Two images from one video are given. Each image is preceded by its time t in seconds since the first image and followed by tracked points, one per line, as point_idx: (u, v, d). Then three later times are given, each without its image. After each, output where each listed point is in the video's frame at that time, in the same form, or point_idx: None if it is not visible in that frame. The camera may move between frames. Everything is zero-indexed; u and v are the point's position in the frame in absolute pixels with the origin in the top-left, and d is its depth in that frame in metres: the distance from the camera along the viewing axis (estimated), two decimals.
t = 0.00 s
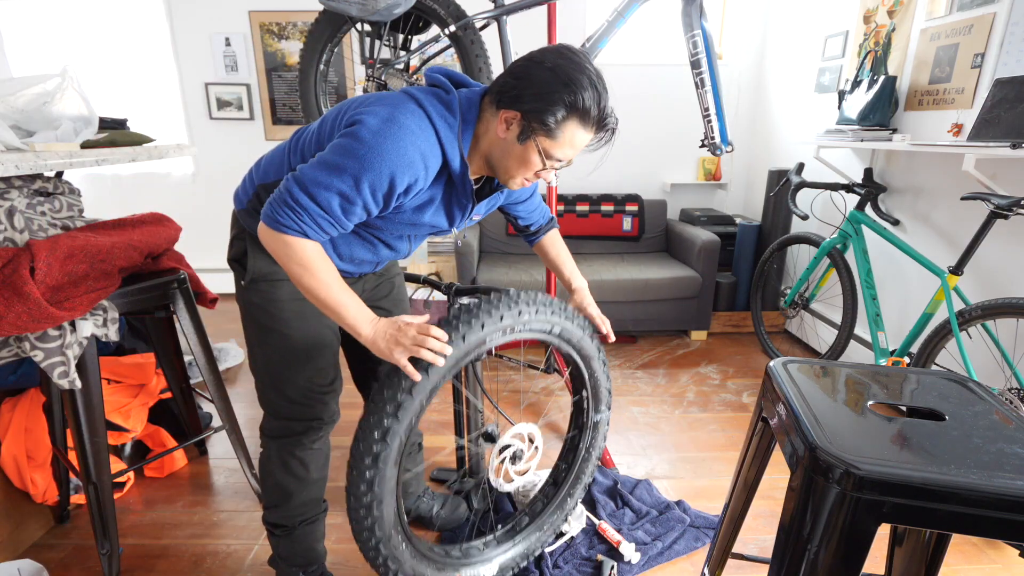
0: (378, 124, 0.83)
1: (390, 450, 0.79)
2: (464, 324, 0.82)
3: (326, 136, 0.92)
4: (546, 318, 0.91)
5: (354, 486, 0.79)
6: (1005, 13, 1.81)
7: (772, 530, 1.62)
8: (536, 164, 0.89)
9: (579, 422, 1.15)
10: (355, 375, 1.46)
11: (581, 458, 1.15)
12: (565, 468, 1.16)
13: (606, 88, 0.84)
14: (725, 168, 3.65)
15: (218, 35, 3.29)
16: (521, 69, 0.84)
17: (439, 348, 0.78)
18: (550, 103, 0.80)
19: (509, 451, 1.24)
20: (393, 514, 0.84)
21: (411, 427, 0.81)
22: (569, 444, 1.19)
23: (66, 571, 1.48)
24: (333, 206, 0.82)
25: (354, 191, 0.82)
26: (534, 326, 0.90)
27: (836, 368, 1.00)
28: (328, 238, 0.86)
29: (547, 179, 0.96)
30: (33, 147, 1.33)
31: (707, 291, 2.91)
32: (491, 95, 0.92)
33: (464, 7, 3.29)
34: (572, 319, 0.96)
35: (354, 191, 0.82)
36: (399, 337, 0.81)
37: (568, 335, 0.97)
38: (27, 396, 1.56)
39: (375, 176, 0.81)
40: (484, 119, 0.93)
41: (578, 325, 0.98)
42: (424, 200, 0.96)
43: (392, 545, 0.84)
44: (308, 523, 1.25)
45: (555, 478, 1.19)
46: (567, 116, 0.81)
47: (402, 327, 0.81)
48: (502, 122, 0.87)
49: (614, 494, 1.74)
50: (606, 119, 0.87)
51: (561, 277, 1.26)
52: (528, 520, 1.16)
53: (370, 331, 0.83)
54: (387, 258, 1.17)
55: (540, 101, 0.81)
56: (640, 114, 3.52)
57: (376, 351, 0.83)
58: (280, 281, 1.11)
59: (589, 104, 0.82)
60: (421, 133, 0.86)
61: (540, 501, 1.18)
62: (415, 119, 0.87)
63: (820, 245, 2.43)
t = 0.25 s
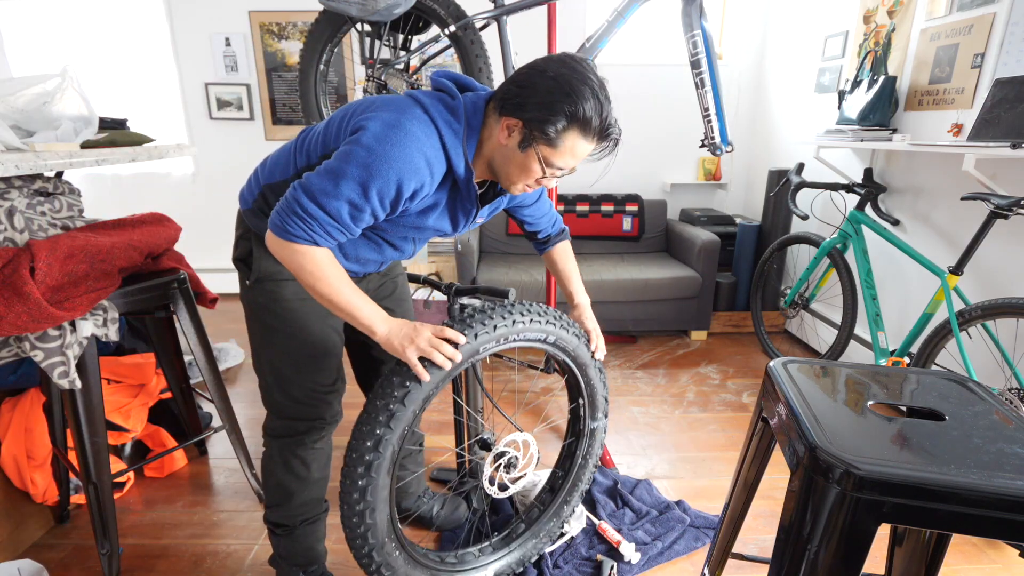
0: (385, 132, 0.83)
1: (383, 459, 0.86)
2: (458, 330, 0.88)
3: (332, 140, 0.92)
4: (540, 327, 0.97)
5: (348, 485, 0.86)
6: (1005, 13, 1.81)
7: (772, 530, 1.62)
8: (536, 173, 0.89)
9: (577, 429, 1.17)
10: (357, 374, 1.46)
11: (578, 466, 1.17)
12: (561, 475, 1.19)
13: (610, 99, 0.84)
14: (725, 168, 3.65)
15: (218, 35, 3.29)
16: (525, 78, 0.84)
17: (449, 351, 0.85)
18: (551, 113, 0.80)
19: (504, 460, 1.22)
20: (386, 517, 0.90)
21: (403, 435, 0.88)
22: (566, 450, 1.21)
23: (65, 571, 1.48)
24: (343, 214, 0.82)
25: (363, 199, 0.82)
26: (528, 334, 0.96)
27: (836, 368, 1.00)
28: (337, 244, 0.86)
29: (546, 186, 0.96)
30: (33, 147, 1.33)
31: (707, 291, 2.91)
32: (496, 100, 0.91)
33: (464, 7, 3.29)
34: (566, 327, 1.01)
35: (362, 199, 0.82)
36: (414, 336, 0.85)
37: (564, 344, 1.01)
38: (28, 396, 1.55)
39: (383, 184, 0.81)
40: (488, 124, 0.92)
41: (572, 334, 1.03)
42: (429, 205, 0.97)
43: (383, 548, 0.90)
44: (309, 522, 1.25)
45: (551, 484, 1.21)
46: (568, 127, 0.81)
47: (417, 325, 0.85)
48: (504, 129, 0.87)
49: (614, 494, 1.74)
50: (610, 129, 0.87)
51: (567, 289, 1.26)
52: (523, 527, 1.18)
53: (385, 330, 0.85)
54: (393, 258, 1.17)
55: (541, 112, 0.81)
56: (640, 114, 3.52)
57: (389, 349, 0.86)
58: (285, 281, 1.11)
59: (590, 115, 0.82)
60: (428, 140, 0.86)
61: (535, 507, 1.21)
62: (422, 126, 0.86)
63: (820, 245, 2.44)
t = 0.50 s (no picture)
0: (380, 123, 0.83)
1: (393, 452, 0.82)
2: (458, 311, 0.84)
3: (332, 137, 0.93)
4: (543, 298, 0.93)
5: (360, 480, 0.82)
6: (1005, 13, 1.81)
7: (772, 530, 1.62)
8: (533, 165, 0.89)
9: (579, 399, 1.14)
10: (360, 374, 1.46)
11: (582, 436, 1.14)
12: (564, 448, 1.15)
13: (605, 89, 0.83)
14: (725, 168, 3.65)
15: (218, 35, 3.29)
16: (518, 70, 0.84)
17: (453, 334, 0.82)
18: (544, 105, 0.80)
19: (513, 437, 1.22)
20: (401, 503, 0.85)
21: (411, 426, 0.84)
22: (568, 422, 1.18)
23: (65, 571, 1.48)
24: (337, 204, 0.81)
25: (357, 189, 0.81)
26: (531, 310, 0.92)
27: (836, 368, 1.00)
28: (331, 236, 0.85)
29: (545, 178, 0.96)
30: (33, 148, 1.33)
31: (707, 291, 2.91)
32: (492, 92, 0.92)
33: (464, 7, 3.29)
34: (566, 298, 0.97)
35: (356, 189, 0.82)
36: (413, 324, 0.82)
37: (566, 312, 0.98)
38: (27, 397, 1.55)
39: (377, 173, 0.81)
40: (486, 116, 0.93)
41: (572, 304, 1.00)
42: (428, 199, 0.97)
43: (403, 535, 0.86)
44: (309, 523, 1.25)
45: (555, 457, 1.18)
46: (561, 119, 0.81)
47: (414, 314, 0.83)
48: (498, 121, 0.87)
49: (614, 494, 1.74)
50: (607, 119, 0.86)
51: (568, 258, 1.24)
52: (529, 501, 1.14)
53: (381, 323, 0.83)
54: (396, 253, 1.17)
55: (534, 104, 0.81)
56: (640, 113, 3.52)
57: (389, 341, 0.83)
58: (289, 280, 1.11)
59: (585, 106, 0.81)
60: (422, 131, 0.86)
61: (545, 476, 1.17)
62: (416, 118, 0.87)
63: (820, 245, 2.44)
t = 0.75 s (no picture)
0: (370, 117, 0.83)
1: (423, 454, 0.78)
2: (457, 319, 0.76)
3: (324, 132, 0.93)
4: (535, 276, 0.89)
5: (395, 489, 0.79)
6: (1005, 13, 1.81)
7: (772, 530, 1.62)
8: (526, 155, 0.89)
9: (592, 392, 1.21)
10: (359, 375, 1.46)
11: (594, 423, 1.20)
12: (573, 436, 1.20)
13: (600, 75, 0.82)
14: (725, 168, 3.65)
15: (218, 35, 3.29)
16: (511, 56, 0.83)
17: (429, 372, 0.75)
18: (535, 95, 0.79)
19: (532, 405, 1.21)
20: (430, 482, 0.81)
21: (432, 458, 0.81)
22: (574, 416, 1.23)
23: (65, 571, 1.48)
24: (323, 198, 0.81)
25: (344, 183, 0.82)
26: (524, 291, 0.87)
27: (836, 368, 1.00)
28: (320, 231, 0.85)
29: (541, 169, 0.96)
30: (33, 148, 1.33)
31: (707, 291, 2.91)
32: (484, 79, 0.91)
33: (464, 7, 3.29)
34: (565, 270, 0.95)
35: (344, 184, 0.82)
36: (379, 353, 0.77)
37: (564, 281, 0.97)
38: (28, 396, 1.55)
39: (363, 167, 0.81)
40: (478, 104, 0.93)
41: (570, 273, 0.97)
42: (423, 193, 0.96)
43: (434, 512, 0.82)
44: (309, 522, 1.25)
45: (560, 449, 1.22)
46: (554, 109, 0.80)
47: (381, 342, 0.78)
48: (491, 109, 0.86)
49: (614, 494, 1.74)
50: (603, 107, 0.84)
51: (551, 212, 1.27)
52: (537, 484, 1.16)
53: (347, 338, 0.80)
54: (400, 249, 1.16)
55: (526, 93, 0.80)
56: (640, 113, 3.52)
57: (353, 363, 0.80)
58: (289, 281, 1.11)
59: (578, 95, 0.80)
60: (411, 124, 0.86)
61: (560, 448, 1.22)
62: (405, 111, 0.87)
63: (820, 245, 2.44)
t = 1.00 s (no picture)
0: (364, 132, 0.83)
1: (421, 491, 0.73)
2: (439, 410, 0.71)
3: (318, 143, 0.92)
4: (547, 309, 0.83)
5: (388, 523, 0.73)
6: (1005, 13, 1.81)
7: (772, 530, 1.62)
8: (520, 170, 0.89)
9: (583, 421, 1.17)
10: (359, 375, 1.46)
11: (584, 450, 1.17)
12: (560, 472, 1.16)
13: (596, 93, 0.81)
14: (725, 168, 3.65)
15: (218, 35, 3.29)
16: (506, 71, 0.82)
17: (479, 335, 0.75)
18: (530, 114, 0.79)
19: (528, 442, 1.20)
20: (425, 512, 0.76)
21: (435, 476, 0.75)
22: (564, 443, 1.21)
23: (65, 571, 1.48)
24: (324, 217, 0.81)
25: (344, 201, 0.82)
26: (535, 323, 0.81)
27: (836, 368, 1.00)
28: (325, 249, 0.86)
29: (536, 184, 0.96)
30: (33, 148, 1.33)
31: (707, 291, 2.91)
32: (479, 90, 0.91)
33: (464, 7, 3.29)
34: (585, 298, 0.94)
35: (343, 201, 0.82)
36: (423, 322, 0.79)
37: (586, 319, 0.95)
38: (27, 397, 1.55)
39: (361, 183, 0.82)
40: (472, 114, 0.92)
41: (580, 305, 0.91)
42: (418, 203, 0.97)
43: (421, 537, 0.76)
44: (309, 523, 1.25)
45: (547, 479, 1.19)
46: (548, 128, 0.80)
47: (424, 310, 0.80)
48: (485, 123, 0.86)
49: (614, 494, 1.74)
50: (599, 125, 0.84)
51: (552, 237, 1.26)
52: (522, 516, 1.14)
53: (391, 318, 0.82)
54: (395, 255, 1.17)
55: (520, 111, 0.80)
56: (640, 113, 3.52)
57: (398, 337, 0.81)
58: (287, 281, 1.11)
59: (574, 112, 0.80)
60: (406, 136, 0.86)
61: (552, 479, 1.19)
62: (398, 122, 0.87)
63: (820, 245, 2.44)
